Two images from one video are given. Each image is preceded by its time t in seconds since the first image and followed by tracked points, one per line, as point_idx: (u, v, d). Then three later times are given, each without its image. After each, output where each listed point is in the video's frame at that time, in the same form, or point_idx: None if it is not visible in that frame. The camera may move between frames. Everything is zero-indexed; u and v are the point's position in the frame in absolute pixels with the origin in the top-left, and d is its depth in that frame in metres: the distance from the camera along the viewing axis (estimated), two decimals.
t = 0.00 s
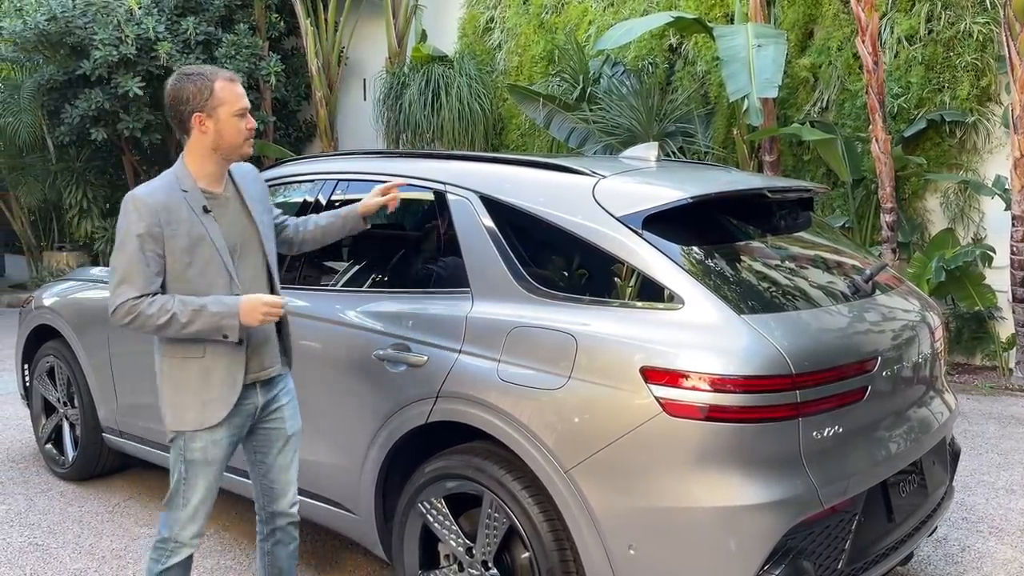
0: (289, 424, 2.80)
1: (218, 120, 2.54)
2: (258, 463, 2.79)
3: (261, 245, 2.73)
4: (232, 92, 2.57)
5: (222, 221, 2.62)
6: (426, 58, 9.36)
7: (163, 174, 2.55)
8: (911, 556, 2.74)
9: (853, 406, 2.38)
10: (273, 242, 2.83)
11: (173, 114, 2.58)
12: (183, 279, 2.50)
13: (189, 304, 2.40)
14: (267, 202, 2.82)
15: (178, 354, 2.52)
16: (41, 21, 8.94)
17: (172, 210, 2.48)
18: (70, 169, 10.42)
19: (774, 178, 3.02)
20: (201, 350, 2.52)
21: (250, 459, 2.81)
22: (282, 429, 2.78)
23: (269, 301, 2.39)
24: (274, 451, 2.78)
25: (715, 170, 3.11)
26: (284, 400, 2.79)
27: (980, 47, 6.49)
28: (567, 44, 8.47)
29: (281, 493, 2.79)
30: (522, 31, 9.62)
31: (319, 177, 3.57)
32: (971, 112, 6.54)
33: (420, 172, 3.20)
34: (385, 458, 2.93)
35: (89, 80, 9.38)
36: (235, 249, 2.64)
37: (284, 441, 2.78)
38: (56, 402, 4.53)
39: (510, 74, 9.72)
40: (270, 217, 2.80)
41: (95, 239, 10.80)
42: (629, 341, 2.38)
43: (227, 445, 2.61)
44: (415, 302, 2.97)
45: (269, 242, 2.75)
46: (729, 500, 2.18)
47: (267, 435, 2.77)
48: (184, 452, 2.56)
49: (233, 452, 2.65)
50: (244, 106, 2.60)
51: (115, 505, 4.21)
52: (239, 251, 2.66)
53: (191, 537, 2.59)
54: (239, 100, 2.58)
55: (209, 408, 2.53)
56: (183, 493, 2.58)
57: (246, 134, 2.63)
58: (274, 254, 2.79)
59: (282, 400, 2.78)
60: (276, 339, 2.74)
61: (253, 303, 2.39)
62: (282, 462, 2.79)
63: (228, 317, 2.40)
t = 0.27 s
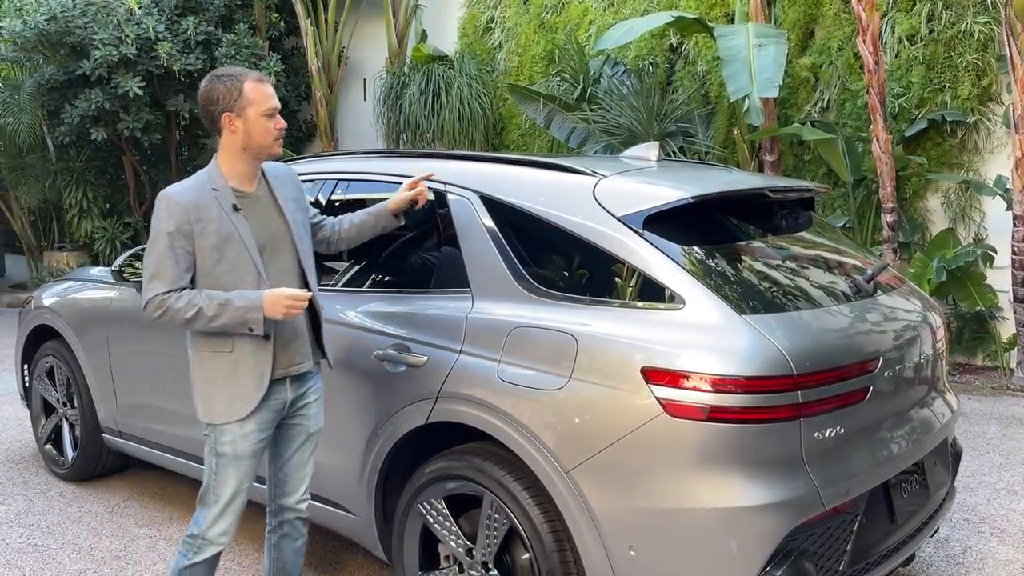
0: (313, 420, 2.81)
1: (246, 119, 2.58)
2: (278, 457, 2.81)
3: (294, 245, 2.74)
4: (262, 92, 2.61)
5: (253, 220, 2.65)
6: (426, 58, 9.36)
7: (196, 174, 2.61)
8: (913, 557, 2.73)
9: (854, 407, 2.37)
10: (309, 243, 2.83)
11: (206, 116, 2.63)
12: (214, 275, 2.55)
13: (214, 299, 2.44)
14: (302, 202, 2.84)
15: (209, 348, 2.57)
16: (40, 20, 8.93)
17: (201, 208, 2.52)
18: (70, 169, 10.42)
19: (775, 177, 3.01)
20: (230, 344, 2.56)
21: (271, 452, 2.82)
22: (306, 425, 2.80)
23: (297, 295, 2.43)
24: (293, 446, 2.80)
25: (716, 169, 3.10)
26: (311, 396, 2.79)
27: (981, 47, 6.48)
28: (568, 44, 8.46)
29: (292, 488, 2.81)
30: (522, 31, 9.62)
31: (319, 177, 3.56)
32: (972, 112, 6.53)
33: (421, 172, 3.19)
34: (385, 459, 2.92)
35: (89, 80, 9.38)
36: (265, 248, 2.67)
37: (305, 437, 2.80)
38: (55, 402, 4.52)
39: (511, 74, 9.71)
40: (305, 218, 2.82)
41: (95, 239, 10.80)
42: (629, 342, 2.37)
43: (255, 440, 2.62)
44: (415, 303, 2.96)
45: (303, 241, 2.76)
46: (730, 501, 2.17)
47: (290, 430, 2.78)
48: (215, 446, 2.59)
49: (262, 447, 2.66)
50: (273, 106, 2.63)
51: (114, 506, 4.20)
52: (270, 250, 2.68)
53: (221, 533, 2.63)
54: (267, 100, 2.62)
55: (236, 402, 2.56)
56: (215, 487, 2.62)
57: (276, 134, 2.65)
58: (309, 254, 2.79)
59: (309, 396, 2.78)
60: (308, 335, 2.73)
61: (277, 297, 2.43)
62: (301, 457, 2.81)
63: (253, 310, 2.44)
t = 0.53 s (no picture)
0: (323, 419, 2.80)
1: (263, 118, 2.59)
2: (288, 453, 2.81)
3: (311, 245, 2.74)
4: (281, 92, 2.61)
5: (269, 220, 2.65)
6: (426, 57, 9.36)
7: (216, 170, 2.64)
8: (913, 558, 2.72)
9: (856, 408, 2.37)
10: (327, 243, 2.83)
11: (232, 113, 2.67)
12: (228, 273, 2.56)
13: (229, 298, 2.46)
14: (321, 202, 2.84)
15: (223, 344, 2.58)
16: (41, 20, 8.93)
17: (217, 208, 2.53)
18: (70, 169, 10.42)
19: (776, 177, 3.00)
20: (243, 341, 2.56)
21: (280, 449, 2.82)
22: (317, 424, 2.79)
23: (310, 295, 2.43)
24: (302, 444, 2.79)
25: (716, 169, 3.09)
26: (323, 396, 2.78)
27: (982, 47, 6.48)
28: (568, 43, 8.45)
29: (298, 486, 2.81)
30: (522, 31, 9.61)
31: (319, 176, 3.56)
32: (973, 111, 6.53)
33: (421, 171, 3.18)
34: (385, 460, 2.91)
35: (89, 79, 9.38)
36: (281, 247, 2.67)
37: (315, 436, 2.79)
38: (55, 402, 4.51)
39: (511, 73, 9.71)
40: (323, 218, 2.82)
41: (95, 239, 10.80)
42: (629, 341, 2.36)
43: (265, 436, 2.61)
44: (416, 303, 2.95)
45: (321, 241, 2.76)
46: (731, 501, 2.17)
47: (301, 428, 2.78)
48: (228, 440, 2.60)
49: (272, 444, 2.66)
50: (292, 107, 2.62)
51: (114, 506, 4.20)
52: (286, 248, 2.68)
53: (239, 531, 2.63)
54: (286, 100, 2.61)
55: (247, 398, 2.56)
56: (227, 483, 2.62)
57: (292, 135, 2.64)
58: (326, 253, 2.79)
59: (321, 396, 2.78)
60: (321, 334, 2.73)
61: (290, 297, 2.43)
62: (310, 456, 2.80)
63: (267, 309, 2.45)
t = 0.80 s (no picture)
0: (325, 421, 2.79)
1: (248, 117, 2.58)
2: (288, 453, 2.80)
3: (316, 246, 2.72)
4: (265, 89, 2.58)
5: (276, 219, 2.64)
6: (426, 57, 9.29)
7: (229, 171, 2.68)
8: (914, 559, 2.71)
9: (855, 408, 2.36)
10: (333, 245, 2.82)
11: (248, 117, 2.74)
12: (230, 269, 2.55)
13: (226, 296, 2.45)
14: (330, 202, 2.83)
15: (221, 340, 2.57)
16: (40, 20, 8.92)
17: (222, 204, 2.53)
18: (70, 169, 10.41)
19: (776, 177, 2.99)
20: (240, 339, 2.56)
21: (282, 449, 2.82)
22: (318, 425, 2.78)
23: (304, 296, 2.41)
24: (304, 444, 2.78)
25: (716, 168, 3.09)
26: (325, 397, 2.77)
27: (982, 46, 6.47)
28: (568, 43, 8.45)
29: (299, 487, 2.80)
30: (522, 30, 9.61)
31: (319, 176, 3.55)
32: (974, 111, 6.52)
33: (421, 171, 3.18)
34: (384, 460, 2.90)
35: (88, 79, 9.37)
36: (285, 248, 2.65)
37: (316, 436, 2.78)
38: (54, 403, 4.51)
39: (511, 73, 9.70)
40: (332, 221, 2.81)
41: (95, 239, 10.80)
42: (629, 341, 2.35)
43: (265, 437, 2.61)
44: (416, 303, 2.94)
45: (326, 243, 2.74)
46: (730, 501, 2.16)
47: (302, 428, 2.77)
48: (228, 439, 2.60)
49: (273, 444, 2.65)
50: (272, 102, 2.57)
51: (113, 506, 4.19)
52: (291, 250, 2.66)
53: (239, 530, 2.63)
54: (267, 96, 2.57)
55: (242, 396, 2.55)
56: (228, 481, 2.62)
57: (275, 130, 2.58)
58: (331, 255, 2.77)
59: (322, 397, 2.77)
60: (322, 335, 2.72)
61: (286, 298, 2.42)
62: (311, 456, 2.79)
63: (264, 308, 2.44)
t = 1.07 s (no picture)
0: (322, 421, 2.78)
1: (252, 119, 2.57)
2: (286, 454, 2.79)
3: (316, 246, 2.71)
4: (269, 91, 2.56)
5: (276, 219, 2.63)
6: (426, 57, 9.32)
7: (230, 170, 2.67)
8: (914, 559, 2.70)
9: (855, 408, 2.35)
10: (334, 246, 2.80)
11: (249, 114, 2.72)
12: (227, 268, 2.55)
13: (222, 295, 2.45)
14: (331, 202, 2.81)
15: (218, 339, 2.57)
16: (40, 19, 8.92)
17: (222, 202, 2.53)
18: (69, 169, 10.40)
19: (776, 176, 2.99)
20: (236, 339, 2.55)
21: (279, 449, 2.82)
22: (314, 426, 2.77)
23: (298, 298, 2.41)
24: (301, 445, 2.78)
25: (716, 168, 3.08)
26: (322, 398, 2.77)
27: (982, 46, 6.46)
28: (568, 43, 8.44)
29: (296, 487, 2.79)
30: (522, 30, 9.60)
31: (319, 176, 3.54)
32: (974, 111, 6.51)
33: (420, 170, 3.17)
34: (383, 461, 2.89)
35: (88, 79, 9.36)
36: (284, 249, 2.64)
37: (313, 437, 2.78)
38: (53, 403, 4.50)
39: (511, 73, 9.69)
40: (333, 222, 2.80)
41: (94, 238, 10.79)
42: (628, 341, 2.35)
43: (260, 437, 2.60)
44: (415, 303, 2.94)
45: (326, 244, 2.73)
46: (729, 502, 2.15)
47: (299, 429, 2.76)
48: (223, 439, 2.60)
49: (268, 445, 2.64)
50: (276, 106, 2.55)
51: (112, 507, 4.18)
52: (289, 250, 2.65)
53: (234, 530, 2.62)
54: (271, 100, 2.55)
55: (237, 396, 2.54)
56: (223, 481, 2.61)
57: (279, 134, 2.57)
58: (332, 256, 2.76)
59: (319, 398, 2.76)
60: (320, 337, 2.72)
61: (281, 300, 2.42)
62: (308, 457, 2.78)
63: (260, 309, 2.44)
